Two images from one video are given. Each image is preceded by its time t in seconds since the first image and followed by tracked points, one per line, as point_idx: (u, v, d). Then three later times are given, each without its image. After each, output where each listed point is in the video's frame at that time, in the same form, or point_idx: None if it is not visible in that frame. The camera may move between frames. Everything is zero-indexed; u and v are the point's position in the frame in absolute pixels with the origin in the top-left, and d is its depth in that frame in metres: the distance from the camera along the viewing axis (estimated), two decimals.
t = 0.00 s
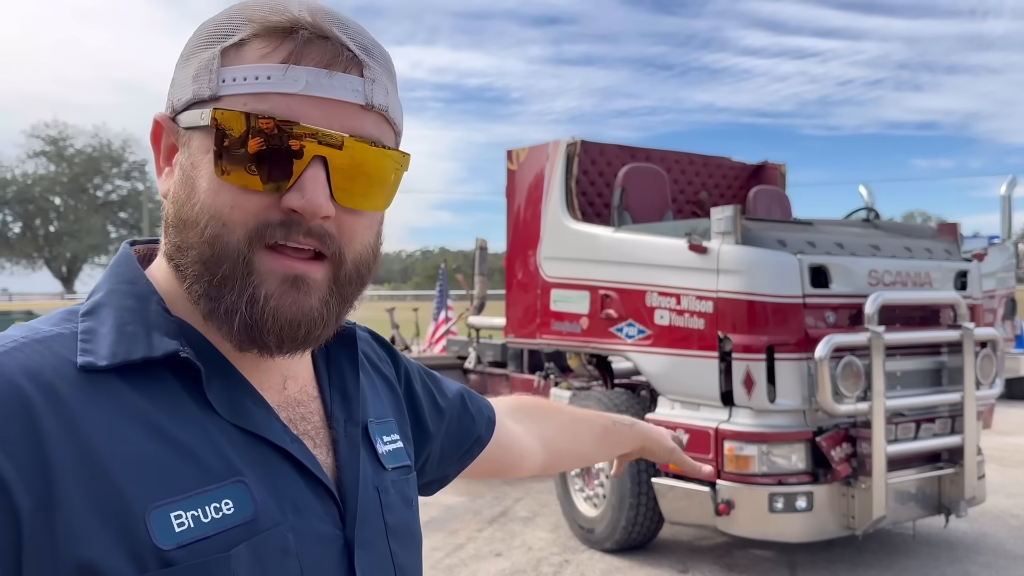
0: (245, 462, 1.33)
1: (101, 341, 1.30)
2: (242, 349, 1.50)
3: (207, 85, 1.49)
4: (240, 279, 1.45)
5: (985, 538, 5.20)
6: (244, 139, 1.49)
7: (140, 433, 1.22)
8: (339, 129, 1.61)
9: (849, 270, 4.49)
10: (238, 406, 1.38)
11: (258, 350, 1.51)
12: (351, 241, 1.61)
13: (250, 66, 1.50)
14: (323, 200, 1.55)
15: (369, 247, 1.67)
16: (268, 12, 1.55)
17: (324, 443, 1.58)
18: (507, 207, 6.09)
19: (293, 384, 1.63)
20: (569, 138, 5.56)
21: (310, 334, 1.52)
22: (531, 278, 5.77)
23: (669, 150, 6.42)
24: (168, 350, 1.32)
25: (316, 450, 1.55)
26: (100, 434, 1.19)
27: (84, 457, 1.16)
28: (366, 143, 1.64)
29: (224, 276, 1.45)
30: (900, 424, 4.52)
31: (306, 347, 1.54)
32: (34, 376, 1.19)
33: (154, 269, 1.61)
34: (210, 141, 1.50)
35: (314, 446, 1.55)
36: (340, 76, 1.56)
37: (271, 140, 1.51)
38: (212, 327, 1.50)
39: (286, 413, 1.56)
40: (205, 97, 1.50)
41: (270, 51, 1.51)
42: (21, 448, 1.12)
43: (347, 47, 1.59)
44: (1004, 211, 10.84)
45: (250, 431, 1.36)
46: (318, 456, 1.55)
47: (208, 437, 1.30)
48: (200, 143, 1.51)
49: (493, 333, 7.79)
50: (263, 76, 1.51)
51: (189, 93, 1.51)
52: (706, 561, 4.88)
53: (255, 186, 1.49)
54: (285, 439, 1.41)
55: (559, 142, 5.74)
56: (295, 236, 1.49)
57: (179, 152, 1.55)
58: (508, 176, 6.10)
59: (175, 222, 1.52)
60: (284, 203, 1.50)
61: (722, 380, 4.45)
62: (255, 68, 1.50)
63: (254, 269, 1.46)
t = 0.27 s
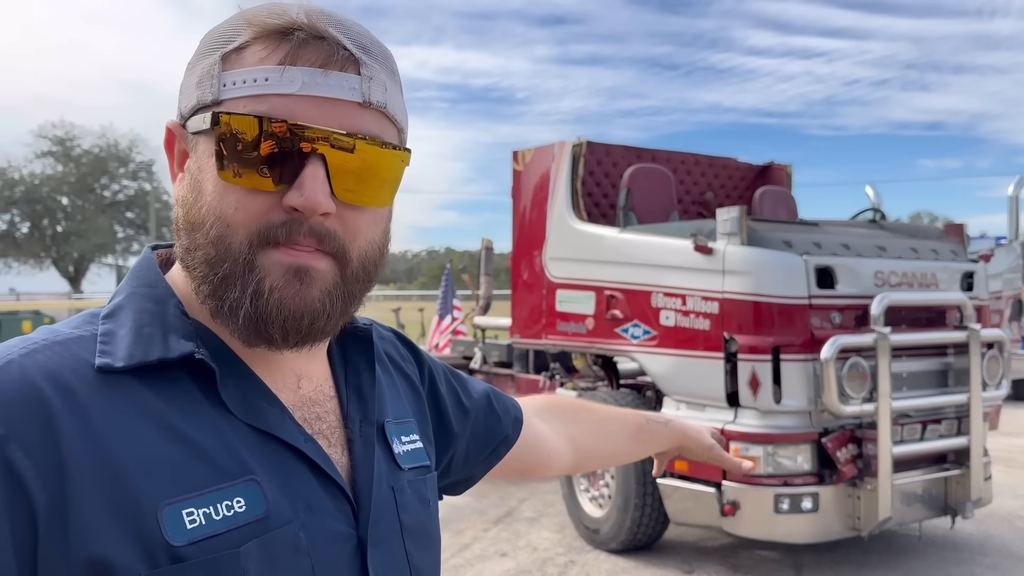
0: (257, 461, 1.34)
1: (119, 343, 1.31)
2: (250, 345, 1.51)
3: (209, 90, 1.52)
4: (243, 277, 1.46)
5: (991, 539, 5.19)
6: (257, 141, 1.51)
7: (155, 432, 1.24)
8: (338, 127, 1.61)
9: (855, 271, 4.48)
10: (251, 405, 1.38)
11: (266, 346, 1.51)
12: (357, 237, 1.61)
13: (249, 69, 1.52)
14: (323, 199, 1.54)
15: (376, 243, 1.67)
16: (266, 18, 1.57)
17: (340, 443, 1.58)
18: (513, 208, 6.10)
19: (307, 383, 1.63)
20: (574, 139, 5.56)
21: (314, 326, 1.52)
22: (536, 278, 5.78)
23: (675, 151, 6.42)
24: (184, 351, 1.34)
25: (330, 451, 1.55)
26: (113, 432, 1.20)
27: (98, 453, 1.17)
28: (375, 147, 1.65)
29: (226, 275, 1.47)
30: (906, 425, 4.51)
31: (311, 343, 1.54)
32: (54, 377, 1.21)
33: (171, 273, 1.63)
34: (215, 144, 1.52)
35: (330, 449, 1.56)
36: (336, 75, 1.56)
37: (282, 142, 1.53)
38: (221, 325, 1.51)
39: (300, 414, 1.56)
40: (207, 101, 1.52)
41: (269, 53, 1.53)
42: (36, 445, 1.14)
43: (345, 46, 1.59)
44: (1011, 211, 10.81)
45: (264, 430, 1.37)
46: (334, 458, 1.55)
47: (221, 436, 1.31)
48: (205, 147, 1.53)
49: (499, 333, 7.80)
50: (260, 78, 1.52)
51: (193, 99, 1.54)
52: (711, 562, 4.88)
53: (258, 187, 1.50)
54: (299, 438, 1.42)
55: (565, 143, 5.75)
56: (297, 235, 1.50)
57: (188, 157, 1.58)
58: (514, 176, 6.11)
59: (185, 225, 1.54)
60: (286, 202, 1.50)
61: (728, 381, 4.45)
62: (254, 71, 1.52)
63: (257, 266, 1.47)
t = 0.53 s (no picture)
0: (264, 464, 1.35)
1: (126, 349, 1.33)
2: (264, 339, 1.53)
3: (208, 87, 1.53)
4: (257, 269, 1.48)
5: (996, 540, 5.18)
6: (251, 139, 1.51)
7: (161, 437, 1.25)
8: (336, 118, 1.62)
9: (860, 271, 4.47)
10: (257, 409, 1.39)
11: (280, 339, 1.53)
12: (363, 223, 1.63)
13: (247, 65, 1.53)
14: (329, 185, 1.58)
15: (379, 231, 1.69)
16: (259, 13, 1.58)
17: (350, 445, 1.59)
18: (518, 208, 6.10)
19: (318, 383, 1.63)
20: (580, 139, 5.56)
21: (330, 317, 1.54)
22: (541, 278, 5.78)
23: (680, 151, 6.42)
24: (190, 357, 1.34)
25: (339, 452, 1.56)
26: (119, 439, 1.21)
27: (104, 459, 1.19)
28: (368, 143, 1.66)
29: (241, 269, 1.48)
30: (911, 426, 4.50)
31: (326, 331, 1.56)
32: (61, 384, 1.23)
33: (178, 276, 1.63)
34: (216, 141, 1.53)
35: (338, 450, 1.56)
36: (333, 65, 1.58)
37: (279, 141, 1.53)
38: (234, 322, 1.52)
39: (308, 415, 1.56)
40: (208, 99, 1.53)
41: (266, 47, 1.55)
42: (44, 450, 1.15)
43: (337, 38, 1.61)
44: (1018, 213, 10.78)
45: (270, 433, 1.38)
46: (343, 459, 1.55)
47: (225, 439, 1.32)
48: (207, 145, 1.54)
49: (504, 333, 7.82)
50: (258, 73, 1.53)
51: (192, 99, 1.55)
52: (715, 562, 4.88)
53: (264, 180, 1.52)
54: (307, 441, 1.42)
55: (570, 143, 5.75)
56: (307, 224, 1.53)
57: (188, 158, 1.58)
58: (519, 176, 6.11)
59: (192, 224, 1.54)
60: (291, 191, 1.53)
61: (732, 381, 4.45)
62: (253, 65, 1.53)
63: (271, 258, 1.48)
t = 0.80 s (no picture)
0: (267, 452, 1.40)
1: (137, 341, 1.42)
2: (268, 330, 1.58)
3: (189, 94, 1.60)
4: (251, 264, 1.52)
5: (1001, 541, 5.18)
6: (250, 136, 1.56)
7: (164, 424, 1.33)
8: (316, 105, 1.65)
9: (865, 271, 4.47)
10: (262, 398, 1.45)
11: (282, 329, 1.58)
12: (353, 210, 1.65)
13: (222, 65, 1.59)
14: (312, 175, 1.58)
15: (375, 216, 1.71)
16: (228, 13, 1.64)
17: (361, 438, 1.64)
18: (523, 208, 6.11)
19: (330, 376, 1.68)
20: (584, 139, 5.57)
21: (326, 306, 1.58)
22: (546, 278, 5.79)
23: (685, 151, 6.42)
24: (195, 348, 1.43)
25: (347, 444, 1.60)
26: (121, 424, 1.30)
27: (105, 443, 1.27)
28: (364, 137, 1.69)
29: (236, 265, 1.52)
30: (915, 426, 4.50)
31: (324, 318, 1.60)
32: (73, 373, 1.33)
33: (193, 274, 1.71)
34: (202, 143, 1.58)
35: (347, 442, 1.60)
36: (302, 54, 1.62)
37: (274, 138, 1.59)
38: (239, 316, 1.58)
39: (319, 408, 1.61)
40: (190, 105, 1.60)
41: (237, 46, 1.60)
42: (48, 434, 1.25)
43: (306, 27, 1.65)
44: None
45: (274, 421, 1.44)
46: (353, 452, 1.60)
47: (229, 427, 1.39)
48: (195, 148, 1.60)
49: (509, 333, 7.82)
50: (232, 72, 1.59)
51: (176, 107, 1.62)
52: (719, 562, 4.88)
53: (252, 177, 1.56)
54: (313, 432, 1.47)
55: (575, 143, 5.75)
56: (295, 215, 1.56)
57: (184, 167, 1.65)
58: (524, 176, 6.12)
59: (191, 227, 1.59)
60: (277, 184, 1.55)
61: (736, 381, 4.46)
62: (226, 65, 1.59)
63: (264, 251, 1.52)
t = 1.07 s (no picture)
0: (250, 453, 1.43)
1: (138, 335, 1.49)
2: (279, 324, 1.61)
3: (220, 92, 1.65)
4: (268, 257, 1.55)
5: (1003, 541, 5.18)
6: (276, 143, 1.60)
7: (153, 418, 1.38)
8: (340, 108, 1.69)
9: (867, 271, 4.47)
10: (252, 397, 1.49)
11: (291, 324, 1.61)
12: (370, 212, 1.67)
13: (252, 65, 1.65)
14: (331, 172, 1.63)
15: (391, 221, 1.73)
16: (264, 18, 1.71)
17: (354, 444, 1.62)
18: (526, 207, 6.12)
19: (329, 380, 1.67)
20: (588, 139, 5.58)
21: (336, 302, 1.60)
22: (548, 277, 5.80)
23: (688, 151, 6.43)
24: (193, 345, 1.49)
25: (336, 449, 1.59)
26: (108, 416, 1.36)
27: (90, 433, 1.33)
28: (387, 145, 1.72)
29: (252, 258, 1.56)
30: (917, 426, 4.51)
31: (337, 316, 1.63)
32: (74, 364, 1.40)
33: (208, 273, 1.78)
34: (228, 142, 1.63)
35: (337, 448, 1.59)
36: (330, 58, 1.67)
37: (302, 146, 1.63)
38: (253, 310, 1.61)
39: (310, 411, 1.60)
40: (221, 102, 1.65)
41: (270, 48, 1.66)
42: (38, 420, 1.32)
43: (336, 33, 1.70)
44: None
45: (258, 420, 1.47)
46: (341, 459, 1.58)
47: (214, 427, 1.43)
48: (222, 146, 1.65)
49: (511, 333, 7.83)
50: (263, 71, 1.64)
51: (208, 105, 1.67)
52: (721, 562, 4.89)
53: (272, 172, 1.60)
54: (299, 434, 1.49)
55: (577, 143, 5.75)
56: (313, 210, 1.60)
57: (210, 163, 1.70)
58: (527, 176, 6.13)
59: (211, 221, 1.64)
60: (298, 180, 1.59)
61: (739, 381, 4.46)
62: (257, 65, 1.64)
63: (280, 246, 1.56)
